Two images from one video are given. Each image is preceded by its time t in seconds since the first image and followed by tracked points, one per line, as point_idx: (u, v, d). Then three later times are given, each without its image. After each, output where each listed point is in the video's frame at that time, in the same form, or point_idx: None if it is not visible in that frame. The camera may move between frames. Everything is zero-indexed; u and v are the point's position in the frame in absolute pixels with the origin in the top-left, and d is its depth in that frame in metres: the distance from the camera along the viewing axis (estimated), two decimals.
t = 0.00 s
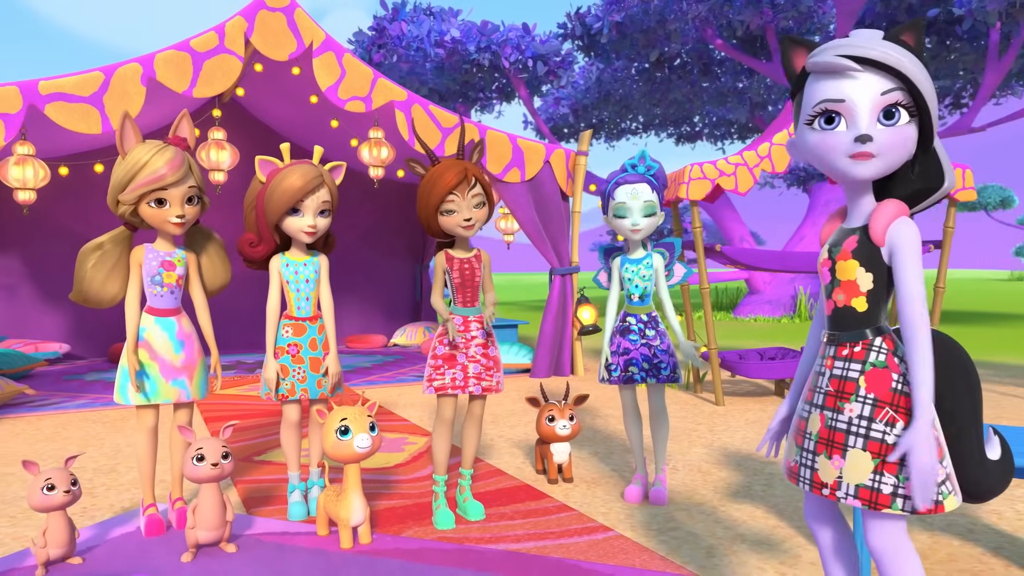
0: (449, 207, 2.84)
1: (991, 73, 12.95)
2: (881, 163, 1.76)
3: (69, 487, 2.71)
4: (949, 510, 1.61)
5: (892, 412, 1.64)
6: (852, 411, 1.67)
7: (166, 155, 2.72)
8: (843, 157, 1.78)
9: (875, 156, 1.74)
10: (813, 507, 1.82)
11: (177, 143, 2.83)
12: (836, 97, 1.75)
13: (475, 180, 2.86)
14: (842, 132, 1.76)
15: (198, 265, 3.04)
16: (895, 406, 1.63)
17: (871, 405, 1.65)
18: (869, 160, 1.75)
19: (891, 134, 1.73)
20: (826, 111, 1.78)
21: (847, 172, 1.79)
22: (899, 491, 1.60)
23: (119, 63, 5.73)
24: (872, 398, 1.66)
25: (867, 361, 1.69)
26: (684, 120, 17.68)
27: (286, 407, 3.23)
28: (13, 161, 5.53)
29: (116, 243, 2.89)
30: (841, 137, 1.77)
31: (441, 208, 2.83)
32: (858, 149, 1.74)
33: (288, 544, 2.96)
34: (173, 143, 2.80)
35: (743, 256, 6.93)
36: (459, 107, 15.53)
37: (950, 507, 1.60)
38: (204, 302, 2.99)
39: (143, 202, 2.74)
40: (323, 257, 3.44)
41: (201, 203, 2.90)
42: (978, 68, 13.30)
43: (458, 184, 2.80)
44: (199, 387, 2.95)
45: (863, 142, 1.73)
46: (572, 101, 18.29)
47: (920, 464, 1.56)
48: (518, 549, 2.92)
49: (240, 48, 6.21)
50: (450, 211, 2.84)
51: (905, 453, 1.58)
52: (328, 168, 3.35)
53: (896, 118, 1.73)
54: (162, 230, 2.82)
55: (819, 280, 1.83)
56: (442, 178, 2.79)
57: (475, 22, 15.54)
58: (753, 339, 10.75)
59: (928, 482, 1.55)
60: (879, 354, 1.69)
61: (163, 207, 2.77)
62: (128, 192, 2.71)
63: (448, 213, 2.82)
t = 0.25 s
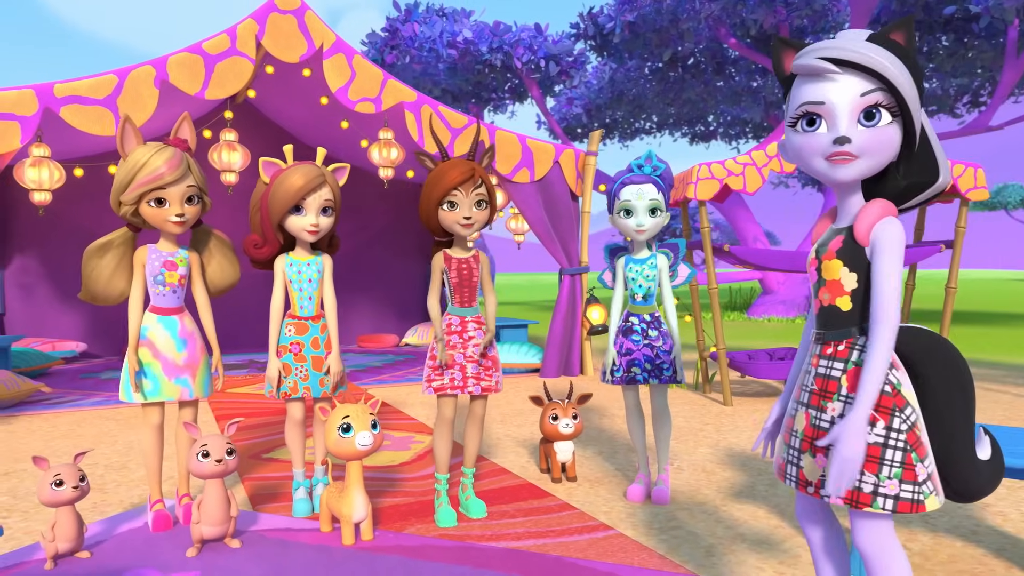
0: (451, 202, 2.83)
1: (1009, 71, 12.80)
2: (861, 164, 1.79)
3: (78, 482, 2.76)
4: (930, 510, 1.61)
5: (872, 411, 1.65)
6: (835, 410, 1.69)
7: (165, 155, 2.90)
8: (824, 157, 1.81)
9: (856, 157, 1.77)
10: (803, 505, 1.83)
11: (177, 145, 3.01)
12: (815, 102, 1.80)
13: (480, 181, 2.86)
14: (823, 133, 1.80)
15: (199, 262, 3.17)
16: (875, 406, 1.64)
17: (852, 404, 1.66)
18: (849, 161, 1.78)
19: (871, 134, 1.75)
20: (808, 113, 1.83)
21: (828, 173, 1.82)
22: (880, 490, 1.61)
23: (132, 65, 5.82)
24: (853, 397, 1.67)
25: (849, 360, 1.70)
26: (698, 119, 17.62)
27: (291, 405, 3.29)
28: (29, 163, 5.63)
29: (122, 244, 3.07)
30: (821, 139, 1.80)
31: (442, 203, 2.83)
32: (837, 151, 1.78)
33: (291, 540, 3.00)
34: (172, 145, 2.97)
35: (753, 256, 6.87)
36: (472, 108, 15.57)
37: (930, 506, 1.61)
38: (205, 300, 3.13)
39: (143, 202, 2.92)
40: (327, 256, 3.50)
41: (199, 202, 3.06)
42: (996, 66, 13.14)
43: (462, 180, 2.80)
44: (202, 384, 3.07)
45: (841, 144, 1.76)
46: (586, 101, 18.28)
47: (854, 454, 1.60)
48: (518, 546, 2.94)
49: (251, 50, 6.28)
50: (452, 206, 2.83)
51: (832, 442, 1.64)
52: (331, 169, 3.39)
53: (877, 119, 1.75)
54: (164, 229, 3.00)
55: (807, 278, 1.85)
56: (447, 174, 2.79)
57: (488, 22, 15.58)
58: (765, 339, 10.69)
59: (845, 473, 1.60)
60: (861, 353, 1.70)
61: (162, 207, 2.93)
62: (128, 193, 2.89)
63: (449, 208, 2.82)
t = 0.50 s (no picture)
0: (451, 205, 2.89)
1: None
2: (841, 167, 1.81)
3: (87, 478, 2.82)
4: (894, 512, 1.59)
5: (841, 410, 1.66)
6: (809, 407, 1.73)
7: (166, 158, 3.13)
8: (802, 160, 1.86)
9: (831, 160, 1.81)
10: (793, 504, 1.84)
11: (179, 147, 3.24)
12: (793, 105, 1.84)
13: (481, 184, 2.91)
14: (802, 135, 1.84)
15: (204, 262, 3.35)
16: (844, 404, 1.65)
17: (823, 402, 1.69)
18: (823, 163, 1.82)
19: (846, 138, 1.78)
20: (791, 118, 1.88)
21: (808, 174, 1.87)
22: (843, 488, 1.62)
23: (148, 68, 5.92)
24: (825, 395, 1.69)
25: (825, 358, 1.72)
26: (714, 119, 17.53)
27: (296, 403, 3.34)
28: (47, 165, 5.73)
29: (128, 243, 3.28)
30: (799, 141, 1.85)
31: (441, 204, 2.88)
32: (813, 153, 1.82)
33: (296, 536, 3.04)
34: (175, 147, 3.21)
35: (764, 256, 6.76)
36: (487, 108, 15.60)
37: (895, 509, 1.59)
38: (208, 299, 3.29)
39: (147, 202, 3.17)
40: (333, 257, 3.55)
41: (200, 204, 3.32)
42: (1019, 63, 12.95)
43: (464, 184, 2.85)
44: (207, 383, 3.24)
45: (815, 146, 1.81)
46: (601, 101, 18.25)
47: (813, 452, 1.60)
48: (519, 544, 2.96)
49: (264, 53, 6.36)
50: (451, 208, 2.89)
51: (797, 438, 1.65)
52: (336, 170, 3.44)
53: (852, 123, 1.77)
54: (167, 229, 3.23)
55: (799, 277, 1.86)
56: (449, 175, 2.84)
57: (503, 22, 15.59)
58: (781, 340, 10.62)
59: (800, 470, 1.61)
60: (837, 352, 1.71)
61: (165, 207, 3.18)
62: (133, 194, 3.13)
63: (449, 209, 2.87)
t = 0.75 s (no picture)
0: (452, 205, 2.95)
1: None
2: (795, 175, 1.87)
3: (98, 473, 2.89)
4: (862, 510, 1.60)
5: (811, 408, 1.68)
6: (785, 406, 1.75)
7: (173, 159, 3.31)
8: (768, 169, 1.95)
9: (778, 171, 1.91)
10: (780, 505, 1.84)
11: (186, 148, 3.42)
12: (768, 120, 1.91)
13: (482, 185, 2.97)
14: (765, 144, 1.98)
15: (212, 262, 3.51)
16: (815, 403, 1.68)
17: (797, 401, 1.72)
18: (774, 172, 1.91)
19: (782, 153, 1.87)
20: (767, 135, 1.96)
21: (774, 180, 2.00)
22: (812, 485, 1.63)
23: (165, 71, 6.01)
24: (799, 394, 1.72)
25: (803, 358, 1.75)
26: (732, 117, 17.42)
27: (304, 401, 3.39)
28: (68, 167, 5.85)
29: (137, 243, 3.39)
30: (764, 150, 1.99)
31: (442, 205, 2.94)
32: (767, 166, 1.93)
33: (302, 532, 3.09)
34: (182, 150, 3.39)
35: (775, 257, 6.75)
36: (504, 108, 15.63)
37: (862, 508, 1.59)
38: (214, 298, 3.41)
39: (154, 202, 3.33)
40: (343, 257, 3.58)
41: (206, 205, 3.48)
42: None
43: (465, 185, 2.91)
44: (214, 382, 3.37)
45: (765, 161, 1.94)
46: (618, 101, 18.21)
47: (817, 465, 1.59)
48: (522, 542, 2.98)
49: (279, 55, 6.43)
50: (452, 209, 2.95)
51: (801, 451, 1.64)
52: (343, 170, 3.47)
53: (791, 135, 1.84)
54: (174, 228, 3.41)
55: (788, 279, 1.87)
56: (449, 177, 2.90)
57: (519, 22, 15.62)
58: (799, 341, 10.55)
59: (810, 485, 1.60)
60: (814, 351, 1.73)
61: (172, 207, 3.35)
62: (141, 194, 3.30)
63: (449, 211, 2.94)
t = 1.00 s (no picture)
0: (457, 204, 2.98)
1: None
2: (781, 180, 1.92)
3: (111, 468, 2.96)
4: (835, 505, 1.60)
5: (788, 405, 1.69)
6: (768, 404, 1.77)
7: (182, 161, 3.52)
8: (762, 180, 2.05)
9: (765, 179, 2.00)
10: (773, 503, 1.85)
11: (196, 151, 3.64)
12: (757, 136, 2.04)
13: (488, 184, 2.99)
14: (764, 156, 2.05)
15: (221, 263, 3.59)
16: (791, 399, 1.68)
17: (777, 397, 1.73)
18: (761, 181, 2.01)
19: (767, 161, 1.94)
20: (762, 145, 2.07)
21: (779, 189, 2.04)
22: (788, 480, 1.65)
23: (183, 74, 6.11)
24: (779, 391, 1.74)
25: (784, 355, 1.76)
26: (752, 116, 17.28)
27: (313, 398, 3.44)
28: (89, 169, 5.97)
29: (148, 244, 3.49)
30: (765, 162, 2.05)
31: (448, 203, 2.97)
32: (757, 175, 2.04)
33: (309, 528, 3.13)
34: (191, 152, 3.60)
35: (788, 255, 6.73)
36: (522, 108, 15.65)
37: (835, 504, 1.59)
38: (222, 297, 3.49)
39: (163, 203, 3.55)
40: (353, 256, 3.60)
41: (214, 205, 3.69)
42: None
43: (470, 184, 2.94)
44: (222, 380, 3.44)
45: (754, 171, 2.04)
46: (637, 101, 18.16)
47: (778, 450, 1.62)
48: (526, 540, 3.01)
49: (295, 57, 6.51)
50: (457, 207, 2.97)
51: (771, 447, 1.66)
52: (352, 170, 3.49)
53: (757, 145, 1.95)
54: (182, 229, 3.63)
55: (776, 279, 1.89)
56: (455, 175, 2.93)
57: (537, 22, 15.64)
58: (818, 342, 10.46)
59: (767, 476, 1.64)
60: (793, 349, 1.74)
61: (180, 208, 3.56)
62: (151, 195, 3.52)
63: (455, 209, 2.96)
